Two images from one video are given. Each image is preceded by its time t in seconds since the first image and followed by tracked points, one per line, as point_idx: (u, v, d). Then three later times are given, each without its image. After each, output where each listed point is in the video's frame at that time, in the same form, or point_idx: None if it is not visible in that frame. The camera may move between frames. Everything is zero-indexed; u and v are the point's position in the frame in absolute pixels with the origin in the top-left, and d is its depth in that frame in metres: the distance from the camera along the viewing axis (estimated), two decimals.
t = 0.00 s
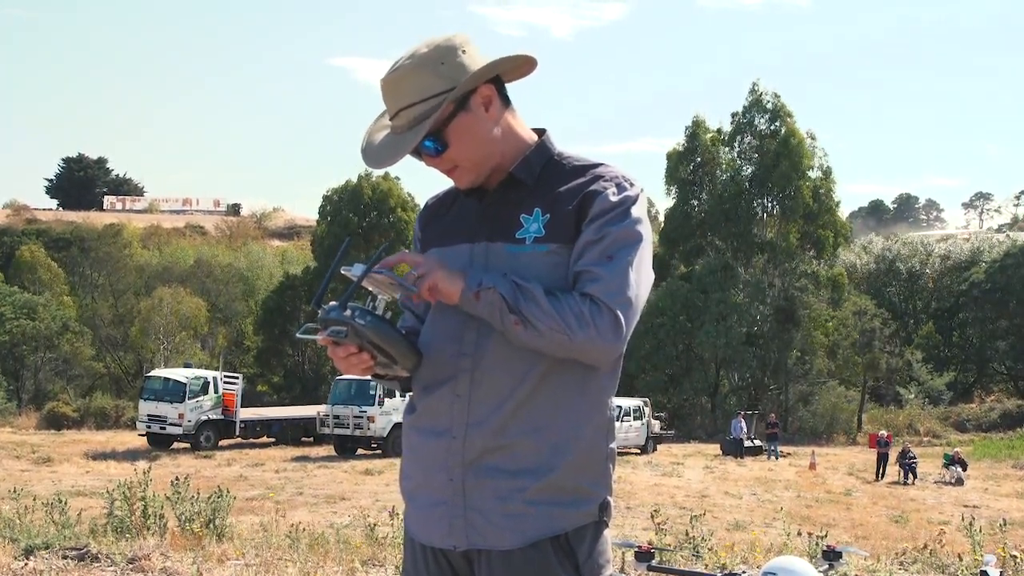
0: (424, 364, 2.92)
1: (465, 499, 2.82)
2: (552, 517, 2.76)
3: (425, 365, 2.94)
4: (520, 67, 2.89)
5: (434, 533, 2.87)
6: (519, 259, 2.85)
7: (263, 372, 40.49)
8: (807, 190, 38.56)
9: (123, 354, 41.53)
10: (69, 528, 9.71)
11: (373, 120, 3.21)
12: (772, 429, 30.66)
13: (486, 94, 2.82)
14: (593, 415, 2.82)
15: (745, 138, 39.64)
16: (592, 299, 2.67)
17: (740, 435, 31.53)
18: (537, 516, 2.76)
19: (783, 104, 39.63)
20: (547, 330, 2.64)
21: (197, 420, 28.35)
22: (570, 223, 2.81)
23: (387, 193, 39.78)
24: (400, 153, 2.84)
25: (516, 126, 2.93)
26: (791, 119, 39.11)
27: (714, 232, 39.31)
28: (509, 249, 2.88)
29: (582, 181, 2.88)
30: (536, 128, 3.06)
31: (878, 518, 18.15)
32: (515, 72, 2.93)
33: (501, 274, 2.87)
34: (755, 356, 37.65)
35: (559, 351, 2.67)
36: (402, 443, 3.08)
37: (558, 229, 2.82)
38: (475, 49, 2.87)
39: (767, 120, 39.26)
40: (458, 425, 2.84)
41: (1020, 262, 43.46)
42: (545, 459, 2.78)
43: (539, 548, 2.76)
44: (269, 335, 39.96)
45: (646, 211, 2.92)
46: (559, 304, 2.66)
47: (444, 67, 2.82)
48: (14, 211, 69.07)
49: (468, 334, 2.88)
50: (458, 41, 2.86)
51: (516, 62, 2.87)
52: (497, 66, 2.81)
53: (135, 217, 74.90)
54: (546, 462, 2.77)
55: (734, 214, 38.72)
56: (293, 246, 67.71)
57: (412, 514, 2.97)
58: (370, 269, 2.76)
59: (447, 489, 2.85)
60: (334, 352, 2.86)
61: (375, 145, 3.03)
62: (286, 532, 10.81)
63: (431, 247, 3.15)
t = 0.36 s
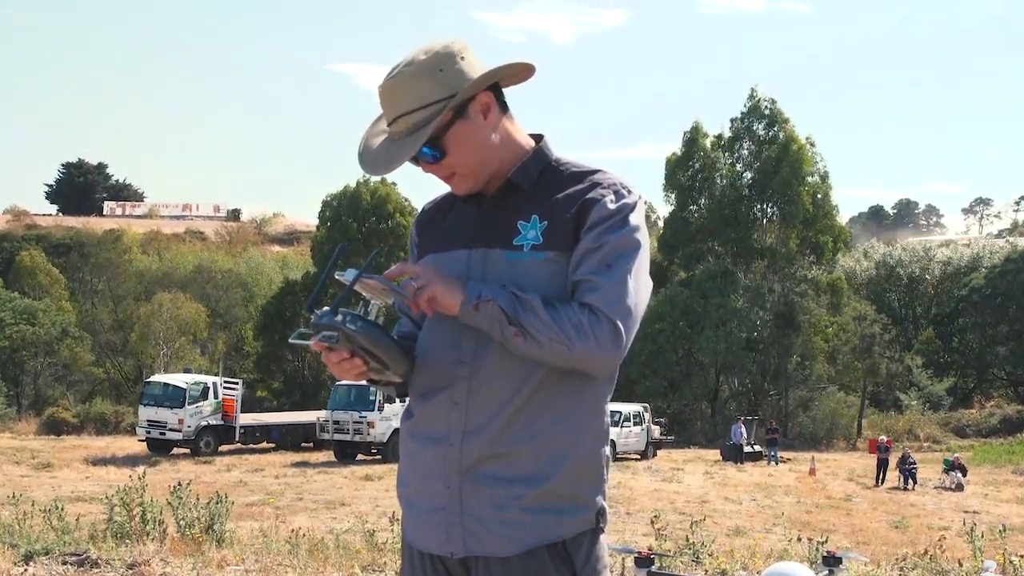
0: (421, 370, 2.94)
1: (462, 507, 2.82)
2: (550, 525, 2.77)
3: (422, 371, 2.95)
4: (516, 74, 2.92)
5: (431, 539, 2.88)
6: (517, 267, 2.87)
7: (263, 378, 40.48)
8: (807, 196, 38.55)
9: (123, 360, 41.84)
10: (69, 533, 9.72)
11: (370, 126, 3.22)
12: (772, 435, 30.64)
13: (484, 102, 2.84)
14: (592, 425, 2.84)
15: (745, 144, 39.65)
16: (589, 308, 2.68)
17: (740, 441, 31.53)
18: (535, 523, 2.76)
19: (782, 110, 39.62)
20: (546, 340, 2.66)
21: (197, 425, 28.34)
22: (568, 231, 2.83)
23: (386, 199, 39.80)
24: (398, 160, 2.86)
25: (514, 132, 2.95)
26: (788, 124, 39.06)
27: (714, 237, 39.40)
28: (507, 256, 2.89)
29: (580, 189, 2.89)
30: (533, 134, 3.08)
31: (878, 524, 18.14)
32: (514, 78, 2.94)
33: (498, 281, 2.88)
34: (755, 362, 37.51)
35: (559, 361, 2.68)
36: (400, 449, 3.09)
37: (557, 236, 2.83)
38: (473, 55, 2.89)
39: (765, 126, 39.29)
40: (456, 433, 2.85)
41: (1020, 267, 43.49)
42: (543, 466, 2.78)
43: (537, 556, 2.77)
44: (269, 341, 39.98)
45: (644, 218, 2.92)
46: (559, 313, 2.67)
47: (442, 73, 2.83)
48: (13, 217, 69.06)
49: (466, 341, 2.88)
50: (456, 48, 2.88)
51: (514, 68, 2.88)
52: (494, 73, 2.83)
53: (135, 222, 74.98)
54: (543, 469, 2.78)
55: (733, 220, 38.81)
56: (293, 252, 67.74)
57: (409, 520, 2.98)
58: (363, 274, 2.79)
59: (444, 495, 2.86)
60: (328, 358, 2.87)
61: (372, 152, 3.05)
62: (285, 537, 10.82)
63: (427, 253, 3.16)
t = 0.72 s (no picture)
0: (419, 374, 2.95)
1: (462, 512, 2.83)
2: (550, 531, 2.78)
3: (422, 375, 2.96)
4: (517, 80, 2.93)
5: (430, 545, 2.89)
6: (517, 271, 2.88)
7: (263, 383, 40.46)
8: (806, 200, 38.62)
9: (122, 365, 41.76)
10: (69, 537, 9.71)
11: (371, 132, 3.23)
12: (772, 440, 30.66)
13: (485, 108, 2.85)
14: (592, 431, 2.85)
15: (744, 149, 39.79)
16: (589, 313, 2.70)
17: (740, 446, 31.50)
18: (535, 529, 2.77)
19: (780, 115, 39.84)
20: (546, 345, 2.67)
21: (197, 430, 28.33)
22: (569, 235, 2.84)
23: (385, 203, 39.82)
24: (401, 168, 2.87)
25: (517, 139, 2.95)
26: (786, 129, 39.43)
27: (713, 242, 39.33)
28: (507, 261, 2.90)
29: (582, 194, 2.90)
30: (534, 139, 3.09)
31: (877, 528, 18.13)
32: (515, 85, 2.95)
33: (497, 287, 2.89)
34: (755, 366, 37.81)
35: (557, 365, 2.69)
36: (399, 453, 3.09)
37: (557, 242, 2.85)
38: (475, 62, 2.89)
39: (764, 131, 39.51)
40: (456, 437, 2.85)
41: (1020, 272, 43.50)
42: (543, 471, 2.79)
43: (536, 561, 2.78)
44: (269, 345, 39.99)
45: (646, 224, 2.94)
46: (557, 320, 2.68)
47: (442, 81, 2.84)
48: (13, 222, 69.07)
49: (465, 346, 2.89)
50: (457, 53, 2.89)
51: (514, 75, 2.89)
52: (495, 80, 2.84)
53: (135, 227, 75.02)
54: (542, 474, 2.79)
55: (733, 225, 38.85)
56: (293, 256, 67.72)
57: (409, 525, 2.99)
58: (357, 275, 2.87)
59: (443, 501, 2.87)
60: (324, 359, 2.91)
61: (373, 158, 3.06)
62: (284, 542, 10.80)
63: (428, 257, 3.17)
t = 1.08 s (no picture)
0: (422, 376, 2.97)
1: (464, 516, 2.84)
2: (554, 535, 2.79)
3: (424, 378, 2.98)
4: (513, 84, 2.94)
5: (432, 549, 2.90)
6: (519, 276, 2.89)
7: (263, 387, 40.43)
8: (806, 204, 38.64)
9: (121, 368, 41.51)
10: (68, 541, 9.72)
11: (368, 138, 3.25)
12: (772, 443, 30.68)
13: (482, 113, 2.86)
14: (595, 434, 2.86)
15: (744, 152, 39.78)
16: (593, 318, 2.71)
17: (739, 449, 31.51)
18: (537, 533, 2.79)
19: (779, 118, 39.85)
20: (550, 351, 2.69)
21: (197, 434, 28.32)
22: (570, 238, 2.86)
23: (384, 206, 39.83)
24: (398, 174, 2.89)
25: (514, 143, 2.97)
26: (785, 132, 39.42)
27: (713, 246, 39.37)
28: (509, 265, 2.91)
29: (582, 198, 2.91)
30: (533, 143, 3.11)
31: (877, 532, 18.13)
32: (511, 88, 2.97)
33: (498, 291, 2.91)
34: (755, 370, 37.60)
35: (562, 370, 2.71)
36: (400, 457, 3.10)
37: (557, 246, 2.86)
38: (471, 67, 2.90)
39: (762, 135, 39.52)
40: (458, 441, 2.87)
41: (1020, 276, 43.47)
42: (545, 476, 2.80)
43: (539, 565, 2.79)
44: (269, 349, 39.98)
45: (647, 226, 2.95)
46: (561, 323, 2.70)
47: (438, 86, 2.85)
48: (13, 226, 69.12)
49: (468, 350, 2.90)
50: (453, 57, 2.90)
51: (510, 80, 2.91)
52: (491, 84, 2.85)
53: (135, 231, 75.06)
54: (545, 478, 2.81)
55: (732, 229, 38.88)
56: (293, 260, 67.67)
57: (411, 529, 3.00)
58: (353, 270, 2.88)
59: (446, 505, 2.87)
60: (320, 356, 2.91)
61: (372, 165, 3.08)
62: (285, 546, 10.81)
63: (427, 262, 3.19)
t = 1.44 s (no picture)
0: (421, 380, 2.98)
1: (464, 517, 2.85)
2: (555, 535, 2.80)
3: (424, 381, 2.99)
4: (498, 87, 2.95)
5: (433, 552, 2.90)
6: (515, 276, 2.90)
7: (263, 390, 40.43)
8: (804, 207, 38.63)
9: (121, 371, 41.64)
10: (68, 545, 9.71)
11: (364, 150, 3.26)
12: (772, 446, 30.68)
13: (467, 118, 2.87)
14: (595, 433, 2.86)
15: (743, 155, 39.75)
16: (588, 315, 2.71)
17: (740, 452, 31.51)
18: (538, 534, 2.79)
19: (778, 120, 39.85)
20: (546, 348, 2.69)
21: (197, 437, 28.31)
22: (564, 237, 2.86)
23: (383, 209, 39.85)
24: (386, 187, 2.90)
25: (504, 150, 2.97)
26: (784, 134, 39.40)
27: (713, 249, 39.39)
28: (505, 265, 2.92)
29: (575, 198, 2.92)
30: (526, 145, 3.11)
31: (877, 535, 18.13)
32: (496, 91, 2.98)
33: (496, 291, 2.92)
34: (755, 373, 37.39)
35: (559, 367, 2.71)
36: (401, 461, 3.11)
37: (552, 245, 2.87)
38: (451, 75, 2.89)
39: (762, 137, 39.49)
40: (458, 444, 2.88)
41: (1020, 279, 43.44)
42: (545, 477, 2.81)
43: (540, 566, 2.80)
44: (269, 352, 39.98)
45: (642, 223, 2.95)
46: (558, 321, 2.70)
47: (420, 95, 2.86)
48: (14, 229, 69.12)
49: (465, 353, 2.92)
50: (434, 66, 2.91)
51: (492, 83, 2.91)
52: (474, 88, 2.85)
53: (135, 234, 75.05)
54: (545, 479, 2.81)
55: (732, 232, 38.88)
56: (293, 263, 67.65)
57: (413, 533, 3.00)
58: (350, 268, 2.90)
59: (447, 507, 2.88)
60: (321, 357, 2.93)
61: (364, 178, 3.09)
62: (285, 549, 10.81)
63: (424, 268, 3.20)
